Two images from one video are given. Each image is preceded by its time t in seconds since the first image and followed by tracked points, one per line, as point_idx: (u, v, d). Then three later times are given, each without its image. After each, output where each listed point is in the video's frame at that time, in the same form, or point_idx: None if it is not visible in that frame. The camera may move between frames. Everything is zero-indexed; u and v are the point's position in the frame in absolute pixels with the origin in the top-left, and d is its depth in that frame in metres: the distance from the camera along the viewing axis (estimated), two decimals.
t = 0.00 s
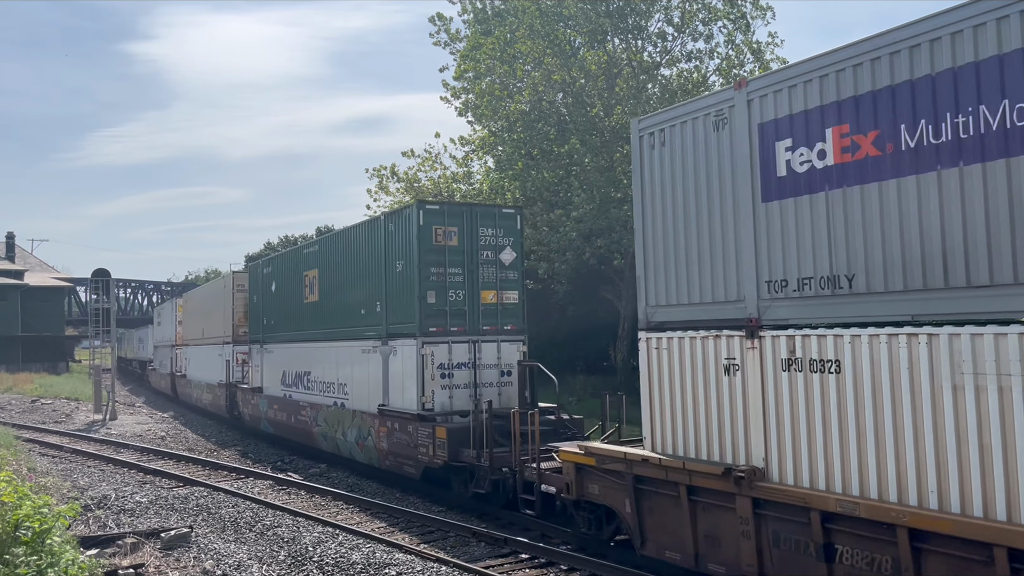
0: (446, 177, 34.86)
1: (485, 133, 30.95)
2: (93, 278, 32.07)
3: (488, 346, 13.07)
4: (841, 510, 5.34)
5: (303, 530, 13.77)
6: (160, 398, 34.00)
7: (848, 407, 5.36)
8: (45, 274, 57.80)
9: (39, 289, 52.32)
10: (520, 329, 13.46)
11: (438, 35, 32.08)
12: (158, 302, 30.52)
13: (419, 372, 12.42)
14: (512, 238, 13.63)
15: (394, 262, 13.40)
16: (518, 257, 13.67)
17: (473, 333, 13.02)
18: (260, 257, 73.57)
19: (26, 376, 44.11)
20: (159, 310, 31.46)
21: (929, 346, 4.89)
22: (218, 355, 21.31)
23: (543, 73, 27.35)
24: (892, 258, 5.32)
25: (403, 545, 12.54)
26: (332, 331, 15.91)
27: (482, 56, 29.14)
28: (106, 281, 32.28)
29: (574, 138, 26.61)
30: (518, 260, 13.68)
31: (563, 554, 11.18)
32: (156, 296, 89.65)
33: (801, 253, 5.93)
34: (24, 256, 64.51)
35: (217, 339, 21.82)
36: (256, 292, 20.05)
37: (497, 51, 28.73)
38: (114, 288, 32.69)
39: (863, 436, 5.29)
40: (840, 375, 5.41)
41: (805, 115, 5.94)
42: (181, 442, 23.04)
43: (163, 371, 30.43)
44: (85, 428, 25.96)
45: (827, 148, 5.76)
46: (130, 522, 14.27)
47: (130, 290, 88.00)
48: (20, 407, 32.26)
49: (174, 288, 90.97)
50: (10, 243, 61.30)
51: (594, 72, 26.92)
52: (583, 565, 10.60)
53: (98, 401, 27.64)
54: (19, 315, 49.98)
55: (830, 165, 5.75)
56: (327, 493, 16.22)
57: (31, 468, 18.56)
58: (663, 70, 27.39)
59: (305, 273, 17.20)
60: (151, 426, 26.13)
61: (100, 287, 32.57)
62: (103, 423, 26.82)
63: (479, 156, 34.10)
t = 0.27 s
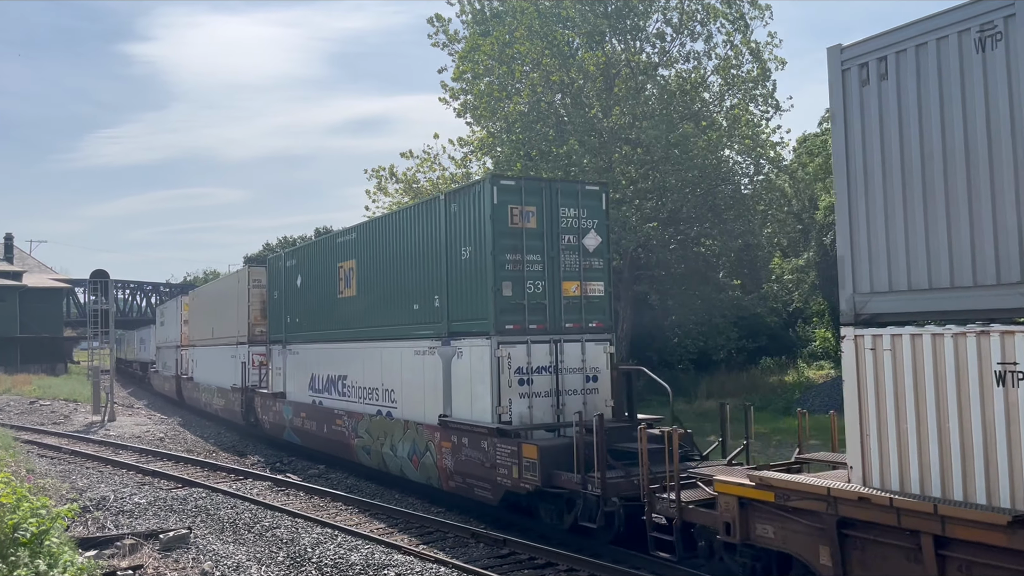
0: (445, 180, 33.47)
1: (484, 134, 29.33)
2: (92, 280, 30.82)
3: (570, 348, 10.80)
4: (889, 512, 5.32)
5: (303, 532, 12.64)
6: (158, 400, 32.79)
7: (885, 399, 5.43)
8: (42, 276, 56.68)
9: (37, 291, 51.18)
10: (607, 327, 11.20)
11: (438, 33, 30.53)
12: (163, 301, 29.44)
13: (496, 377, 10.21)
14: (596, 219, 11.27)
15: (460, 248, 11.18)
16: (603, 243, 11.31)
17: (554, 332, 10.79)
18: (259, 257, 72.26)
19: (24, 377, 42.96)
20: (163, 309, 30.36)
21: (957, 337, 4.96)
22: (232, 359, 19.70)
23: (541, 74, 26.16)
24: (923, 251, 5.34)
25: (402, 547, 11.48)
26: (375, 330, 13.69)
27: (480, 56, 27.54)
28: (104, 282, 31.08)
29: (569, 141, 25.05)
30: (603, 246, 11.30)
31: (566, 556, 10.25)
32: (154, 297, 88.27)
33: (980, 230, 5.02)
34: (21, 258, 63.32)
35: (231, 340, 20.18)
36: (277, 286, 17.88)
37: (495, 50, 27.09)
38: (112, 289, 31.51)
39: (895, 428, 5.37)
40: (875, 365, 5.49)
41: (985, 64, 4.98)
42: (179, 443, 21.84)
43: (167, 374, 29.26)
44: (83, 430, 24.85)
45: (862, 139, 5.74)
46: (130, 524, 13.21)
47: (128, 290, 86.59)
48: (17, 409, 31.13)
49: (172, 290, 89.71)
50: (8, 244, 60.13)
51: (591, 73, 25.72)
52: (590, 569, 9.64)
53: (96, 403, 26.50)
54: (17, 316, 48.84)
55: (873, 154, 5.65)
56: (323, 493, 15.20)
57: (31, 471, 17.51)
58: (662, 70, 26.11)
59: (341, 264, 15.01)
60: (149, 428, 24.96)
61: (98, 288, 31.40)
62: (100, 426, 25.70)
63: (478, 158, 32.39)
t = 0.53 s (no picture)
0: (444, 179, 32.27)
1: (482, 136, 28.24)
2: (91, 281, 29.71)
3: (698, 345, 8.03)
4: None
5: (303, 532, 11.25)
6: (158, 402, 31.65)
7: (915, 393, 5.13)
8: (40, 278, 55.66)
9: (35, 292, 50.11)
10: (733, 324, 8.37)
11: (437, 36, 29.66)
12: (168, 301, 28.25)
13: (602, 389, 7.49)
14: (717, 187, 8.47)
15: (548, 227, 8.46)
16: (726, 221, 8.47)
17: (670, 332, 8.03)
18: (257, 257, 71.19)
19: (21, 379, 41.87)
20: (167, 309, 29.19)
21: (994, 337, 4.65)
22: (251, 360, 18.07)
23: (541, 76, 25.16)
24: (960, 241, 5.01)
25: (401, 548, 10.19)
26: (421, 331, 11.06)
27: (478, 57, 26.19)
28: (103, 282, 29.93)
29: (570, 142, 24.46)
30: (726, 225, 8.47)
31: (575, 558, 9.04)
32: (152, 298, 87.10)
33: None
34: (19, 259, 62.23)
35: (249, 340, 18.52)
36: (303, 280, 15.86)
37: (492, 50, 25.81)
38: (111, 290, 30.38)
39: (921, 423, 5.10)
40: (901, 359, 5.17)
41: None
42: (178, 444, 20.59)
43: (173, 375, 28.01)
44: (81, 432, 23.69)
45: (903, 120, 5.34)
46: (128, 527, 11.96)
47: (126, 292, 85.41)
48: (14, 411, 30.02)
49: (171, 291, 88.64)
50: (6, 245, 59.07)
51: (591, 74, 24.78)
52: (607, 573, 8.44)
53: (95, 405, 25.30)
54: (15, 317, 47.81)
55: None
56: (320, 492, 13.82)
57: (28, 472, 16.36)
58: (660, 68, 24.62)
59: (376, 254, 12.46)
60: (146, 429, 23.78)
61: (97, 288, 30.28)
62: (99, 427, 24.56)
63: (478, 158, 31.02)
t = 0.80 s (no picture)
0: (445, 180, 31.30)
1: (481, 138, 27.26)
2: (91, 282, 28.80)
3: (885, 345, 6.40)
4: None
5: (301, 534, 10.22)
6: (158, 404, 30.71)
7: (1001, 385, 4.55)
8: (40, 278, 54.83)
9: (34, 292, 49.29)
10: (926, 318, 6.86)
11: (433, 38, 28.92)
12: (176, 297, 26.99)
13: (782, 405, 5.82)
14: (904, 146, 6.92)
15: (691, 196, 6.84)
16: (914, 188, 6.96)
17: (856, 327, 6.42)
18: (256, 258, 70.28)
19: (20, 380, 40.98)
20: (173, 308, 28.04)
21: None
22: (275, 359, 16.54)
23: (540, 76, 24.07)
24: None
25: (402, 549, 9.14)
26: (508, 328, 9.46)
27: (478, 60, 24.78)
28: (104, 284, 29.02)
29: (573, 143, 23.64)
30: (915, 193, 6.96)
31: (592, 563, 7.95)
32: (150, 300, 86.13)
33: None
34: (19, 260, 61.39)
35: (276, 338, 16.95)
36: (339, 275, 14.53)
37: (489, 53, 24.64)
38: (112, 289, 29.46)
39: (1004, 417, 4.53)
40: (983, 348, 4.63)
41: None
42: (179, 446, 19.60)
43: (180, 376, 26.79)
44: (79, 433, 22.76)
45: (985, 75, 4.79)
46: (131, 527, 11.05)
47: (124, 294, 84.46)
48: (13, 411, 29.11)
49: (170, 292, 87.74)
50: (4, 247, 58.18)
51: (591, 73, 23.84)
52: None
53: (93, 406, 24.29)
54: (14, 318, 47.01)
55: None
56: (319, 492, 12.76)
57: (27, 472, 15.45)
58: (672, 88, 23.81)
59: (440, 239, 10.98)
60: (146, 431, 22.83)
61: (97, 288, 29.38)
62: (99, 428, 23.62)
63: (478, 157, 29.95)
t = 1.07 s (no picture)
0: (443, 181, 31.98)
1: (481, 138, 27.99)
2: (91, 283, 29.56)
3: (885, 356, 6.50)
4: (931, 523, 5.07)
5: (301, 535, 11.00)
6: (158, 405, 31.47)
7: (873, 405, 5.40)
8: (41, 280, 55.53)
9: (35, 294, 50.02)
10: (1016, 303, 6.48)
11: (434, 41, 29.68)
12: (186, 293, 27.11)
13: (825, 400, 5.73)
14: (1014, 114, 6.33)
15: (719, 180, 6.88)
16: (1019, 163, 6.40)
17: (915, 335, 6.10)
18: (256, 259, 70.96)
19: (22, 381, 41.70)
20: (181, 303, 28.28)
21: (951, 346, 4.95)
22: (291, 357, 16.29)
23: (540, 77, 24.75)
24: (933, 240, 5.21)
25: (400, 550, 9.92)
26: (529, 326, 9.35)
27: (478, 60, 25.86)
28: (104, 286, 29.75)
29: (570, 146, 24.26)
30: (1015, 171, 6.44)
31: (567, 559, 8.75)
32: (152, 301, 86.88)
33: None
34: (20, 262, 62.12)
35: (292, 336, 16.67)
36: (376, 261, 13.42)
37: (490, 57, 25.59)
38: (112, 292, 30.19)
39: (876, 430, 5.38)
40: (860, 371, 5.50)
41: None
42: (178, 447, 20.37)
43: (188, 373, 26.97)
44: (81, 434, 23.55)
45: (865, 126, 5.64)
46: (128, 528, 11.81)
47: (126, 294, 85.20)
48: (15, 413, 29.89)
49: (171, 292, 88.43)
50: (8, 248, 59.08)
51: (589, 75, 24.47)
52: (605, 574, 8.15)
53: (96, 407, 25.07)
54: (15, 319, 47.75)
55: None
56: (319, 495, 13.49)
57: (28, 474, 16.22)
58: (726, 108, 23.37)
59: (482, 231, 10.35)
60: (147, 432, 23.62)
61: (97, 291, 30.10)
62: (100, 429, 24.41)
63: (476, 159, 30.55)
